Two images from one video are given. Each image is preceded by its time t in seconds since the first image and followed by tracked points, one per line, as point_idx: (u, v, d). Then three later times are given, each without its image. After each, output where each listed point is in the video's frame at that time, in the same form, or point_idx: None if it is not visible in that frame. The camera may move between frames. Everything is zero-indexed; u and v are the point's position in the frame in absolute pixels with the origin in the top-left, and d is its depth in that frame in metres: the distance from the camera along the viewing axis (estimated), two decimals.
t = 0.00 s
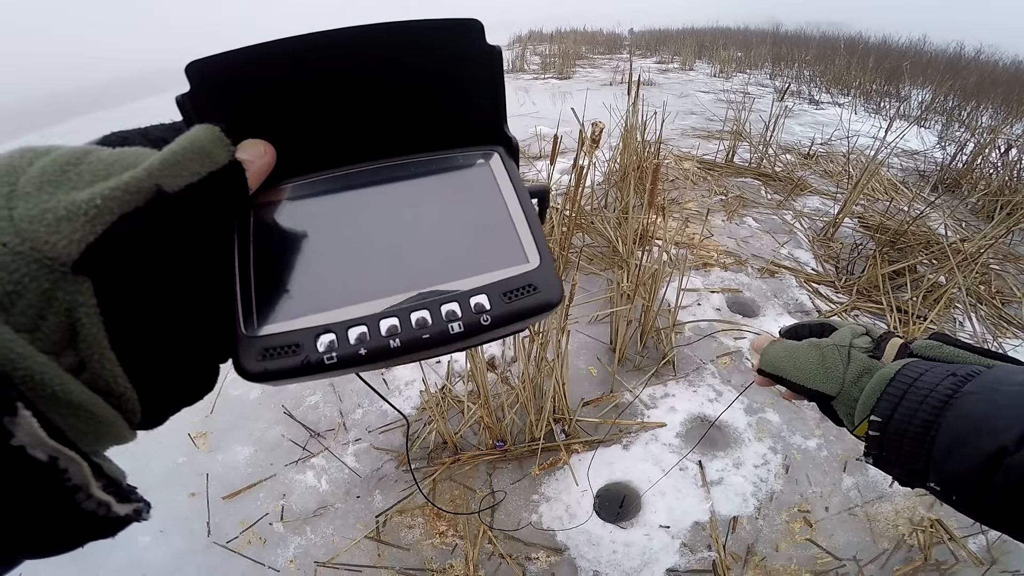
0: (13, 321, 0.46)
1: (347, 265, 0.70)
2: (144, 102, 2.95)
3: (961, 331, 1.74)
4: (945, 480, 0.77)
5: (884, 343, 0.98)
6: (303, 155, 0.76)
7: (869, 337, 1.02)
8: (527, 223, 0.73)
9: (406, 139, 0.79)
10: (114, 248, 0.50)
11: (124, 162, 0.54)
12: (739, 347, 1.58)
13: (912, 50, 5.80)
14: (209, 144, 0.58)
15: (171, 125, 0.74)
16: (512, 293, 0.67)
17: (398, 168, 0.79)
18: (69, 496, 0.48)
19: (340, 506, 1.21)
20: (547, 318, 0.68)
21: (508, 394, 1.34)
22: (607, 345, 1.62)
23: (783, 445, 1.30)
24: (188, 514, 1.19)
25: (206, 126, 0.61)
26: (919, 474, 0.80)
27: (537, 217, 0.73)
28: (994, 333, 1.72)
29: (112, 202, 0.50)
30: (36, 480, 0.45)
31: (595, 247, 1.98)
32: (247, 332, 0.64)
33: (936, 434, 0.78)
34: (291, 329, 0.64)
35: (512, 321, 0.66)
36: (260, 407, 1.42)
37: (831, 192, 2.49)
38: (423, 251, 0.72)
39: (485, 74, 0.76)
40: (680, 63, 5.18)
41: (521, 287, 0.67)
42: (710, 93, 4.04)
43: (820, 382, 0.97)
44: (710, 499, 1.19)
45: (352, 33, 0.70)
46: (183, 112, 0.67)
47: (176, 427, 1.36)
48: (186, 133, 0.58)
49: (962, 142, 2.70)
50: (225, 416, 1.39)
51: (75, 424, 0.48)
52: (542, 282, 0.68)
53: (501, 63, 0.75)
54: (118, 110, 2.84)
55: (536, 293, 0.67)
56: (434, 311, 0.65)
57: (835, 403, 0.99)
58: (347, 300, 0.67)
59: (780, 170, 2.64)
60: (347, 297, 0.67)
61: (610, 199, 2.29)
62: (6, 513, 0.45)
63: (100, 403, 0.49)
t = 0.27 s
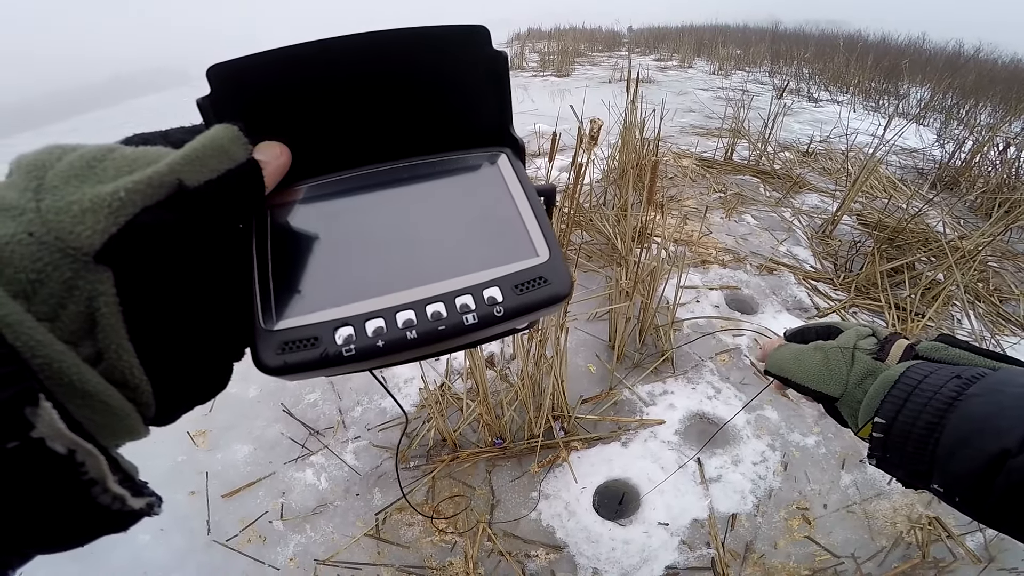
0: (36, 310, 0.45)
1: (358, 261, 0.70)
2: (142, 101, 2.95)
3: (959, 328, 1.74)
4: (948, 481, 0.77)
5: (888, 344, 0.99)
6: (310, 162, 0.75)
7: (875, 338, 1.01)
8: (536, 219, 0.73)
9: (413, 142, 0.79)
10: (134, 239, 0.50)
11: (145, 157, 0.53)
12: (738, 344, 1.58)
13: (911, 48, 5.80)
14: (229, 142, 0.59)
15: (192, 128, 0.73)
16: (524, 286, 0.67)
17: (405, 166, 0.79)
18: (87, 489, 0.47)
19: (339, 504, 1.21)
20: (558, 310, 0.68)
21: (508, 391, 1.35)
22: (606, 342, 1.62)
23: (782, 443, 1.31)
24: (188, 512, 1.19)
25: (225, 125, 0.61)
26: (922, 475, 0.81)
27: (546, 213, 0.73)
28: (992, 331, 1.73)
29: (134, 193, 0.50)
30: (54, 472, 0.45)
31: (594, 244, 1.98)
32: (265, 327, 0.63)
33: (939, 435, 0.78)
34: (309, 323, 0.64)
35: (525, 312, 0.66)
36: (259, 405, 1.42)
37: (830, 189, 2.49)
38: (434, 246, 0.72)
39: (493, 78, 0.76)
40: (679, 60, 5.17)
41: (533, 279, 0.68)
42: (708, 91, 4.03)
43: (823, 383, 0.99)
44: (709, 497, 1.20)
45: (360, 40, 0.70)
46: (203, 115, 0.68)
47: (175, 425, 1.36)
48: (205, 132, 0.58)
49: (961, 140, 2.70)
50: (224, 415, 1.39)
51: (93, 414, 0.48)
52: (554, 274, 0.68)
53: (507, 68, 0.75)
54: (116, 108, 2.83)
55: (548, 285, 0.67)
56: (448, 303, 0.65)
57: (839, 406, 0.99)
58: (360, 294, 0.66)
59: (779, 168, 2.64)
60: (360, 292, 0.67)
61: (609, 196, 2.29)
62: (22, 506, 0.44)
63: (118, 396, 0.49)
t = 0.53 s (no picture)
0: (40, 307, 0.46)
1: (359, 258, 0.70)
2: (141, 97, 2.94)
3: (960, 324, 1.74)
4: (950, 476, 0.77)
5: (891, 339, 0.98)
6: (311, 160, 0.75)
7: (878, 333, 1.01)
8: (537, 215, 0.73)
9: (414, 138, 0.79)
10: (137, 237, 0.50)
11: (148, 156, 0.54)
12: (739, 339, 1.58)
13: (913, 44, 5.77)
14: (231, 140, 0.59)
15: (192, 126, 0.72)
16: (525, 282, 0.67)
17: (405, 159, 0.79)
18: (89, 486, 0.47)
19: (340, 499, 1.22)
20: (560, 307, 0.68)
21: (508, 386, 1.35)
22: (606, 337, 1.62)
23: (782, 438, 1.31)
24: (189, 507, 1.20)
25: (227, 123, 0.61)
26: (923, 471, 0.81)
27: (548, 209, 0.73)
28: (992, 327, 1.72)
29: (136, 191, 0.50)
30: (57, 469, 0.45)
31: (594, 239, 1.97)
32: (268, 324, 0.64)
33: (942, 431, 0.78)
34: (311, 319, 0.64)
35: (526, 309, 0.66)
36: (261, 401, 1.42)
37: (831, 185, 2.48)
38: (434, 243, 0.72)
39: (494, 74, 0.75)
40: (680, 56, 5.14)
41: (534, 276, 0.67)
42: (709, 87, 4.02)
43: (825, 377, 0.99)
44: (709, 492, 1.20)
45: (361, 35, 0.69)
46: (204, 114, 0.67)
47: (176, 421, 1.37)
48: (207, 130, 0.58)
49: (963, 136, 2.69)
50: (225, 410, 1.39)
51: (97, 412, 0.48)
52: (555, 271, 0.68)
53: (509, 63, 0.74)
54: (116, 104, 2.82)
55: (549, 282, 0.67)
56: (449, 300, 0.65)
57: (841, 399, 0.99)
58: (361, 291, 0.66)
59: (780, 163, 2.63)
60: (361, 289, 0.67)
61: (610, 191, 2.28)
62: (25, 502, 0.45)
63: (123, 394, 0.49)
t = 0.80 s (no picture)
0: (20, 295, 0.45)
1: (356, 245, 0.70)
2: (145, 88, 2.94)
3: (965, 318, 1.73)
4: (950, 463, 0.77)
5: (891, 326, 0.98)
6: (309, 142, 0.76)
7: (877, 318, 1.01)
8: (536, 200, 0.72)
9: (413, 121, 0.78)
10: (121, 220, 0.49)
11: (133, 139, 0.54)
12: (741, 330, 1.58)
13: (922, 37, 5.70)
14: (218, 124, 0.59)
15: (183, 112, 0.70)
16: (523, 268, 0.66)
17: (403, 147, 0.78)
18: (75, 477, 0.47)
19: (343, 489, 1.23)
20: (559, 293, 0.68)
21: (510, 375, 1.36)
22: (609, 327, 1.62)
23: (783, 430, 1.31)
24: (194, 497, 1.21)
25: (215, 107, 0.61)
26: (924, 457, 0.81)
27: (547, 194, 0.72)
28: (997, 321, 1.71)
29: (120, 174, 0.49)
30: (40, 459, 0.44)
31: (598, 229, 1.96)
32: (259, 310, 0.64)
33: (942, 416, 0.78)
34: (302, 306, 0.64)
35: (524, 295, 0.65)
36: (264, 390, 1.43)
37: (837, 177, 2.46)
38: (432, 229, 0.71)
39: (493, 57, 0.74)
40: (686, 46, 5.09)
41: (532, 261, 0.67)
42: (715, 78, 3.98)
43: (827, 362, 0.98)
44: (709, 484, 1.21)
45: (357, 17, 0.68)
46: (194, 98, 0.67)
47: (180, 410, 1.38)
48: (193, 114, 0.59)
49: (971, 130, 2.67)
50: (228, 400, 1.40)
51: (81, 401, 0.47)
52: (554, 257, 0.68)
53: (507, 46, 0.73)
54: (119, 95, 2.82)
55: (548, 267, 0.66)
56: (444, 286, 0.64)
57: (842, 384, 0.99)
58: (356, 278, 0.66)
59: (786, 155, 2.61)
60: (356, 275, 0.67)
61: (614, 181, 2.27)
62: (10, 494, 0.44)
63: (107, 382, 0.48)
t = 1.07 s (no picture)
0: (12, 304, 0.44)
1: (362, 251, 0.70)
2: (150, 88, 2.95)
3: (971, 321, 1.72)
4: (950, 464, 0.76)
5: (892, 327, 0.96)
6: (313, 145, 0.76)
7: (880, 320, 0.99)
8: (544, 207, 0.72)
9: (417, 122, 0.79)
10: (115, 228, 0.48)
11: (131, 144, 0.53)
12: (745, 333, 1.57)
13: (928, 38, 5.67)
14: (219, 127, 0.58)
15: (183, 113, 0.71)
16: (531, 276, 0.66)
17: (407, 151, 0.79)
18: (73, 491, 0.47)
19: (345, 489, 1.23)
20: (567, 301, 0.68)
21: (513, 377, 1.36)
22: (613, 329, 1.61)
23: (787, 433, 1.30)
24: (196, 497, 1.22)
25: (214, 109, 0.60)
26: (923, 458, 0.80)
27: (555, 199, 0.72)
28: (1004, 324, 1.70)
29: (114, 180, 0.48)
30: (35, 472, 0.44)
31: (601, 230, 1.96)
32: (259, 319, 0.64)
33: (940, 418, 0.78)
34: (304, 316, 0.64)
35: (531, 303, 0.65)
36: (267, 391, 1.43)
37: (842, 179, 2.45)
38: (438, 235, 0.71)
39: (497, 56, 0.74)
40: (690, 47, 5.08)
41: (540, 269, 0.67)
42: (719, 79, 3.97)
43: (827, 363, 0.97)
44: (713, 487, 1.20)
45: (362, 16, 0.69)
46: (194, 101, 0.68)
47: (183, 411, 1.38)
48: (194, 116, 0.58)
49: (977, 131, 2.65)
50: (231, 401, 1.41)
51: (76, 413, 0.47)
52: (562, 265, 0.68)
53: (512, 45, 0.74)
54: (125, 96, 2.84)
55: (556, 275, 0.66)
56: (450, 294, 0.64)
57: (842, 384, 0.98)
58: (362, 285, 0.66)
59: (790, 156, 2.60)
60: (362, 282, 0.67)
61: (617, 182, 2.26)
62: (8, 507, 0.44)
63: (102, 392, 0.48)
